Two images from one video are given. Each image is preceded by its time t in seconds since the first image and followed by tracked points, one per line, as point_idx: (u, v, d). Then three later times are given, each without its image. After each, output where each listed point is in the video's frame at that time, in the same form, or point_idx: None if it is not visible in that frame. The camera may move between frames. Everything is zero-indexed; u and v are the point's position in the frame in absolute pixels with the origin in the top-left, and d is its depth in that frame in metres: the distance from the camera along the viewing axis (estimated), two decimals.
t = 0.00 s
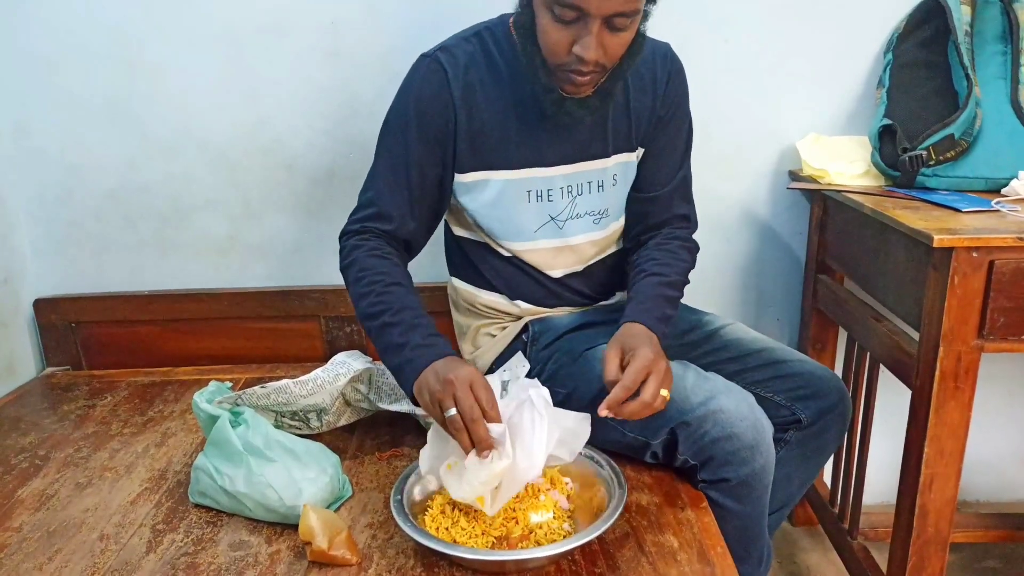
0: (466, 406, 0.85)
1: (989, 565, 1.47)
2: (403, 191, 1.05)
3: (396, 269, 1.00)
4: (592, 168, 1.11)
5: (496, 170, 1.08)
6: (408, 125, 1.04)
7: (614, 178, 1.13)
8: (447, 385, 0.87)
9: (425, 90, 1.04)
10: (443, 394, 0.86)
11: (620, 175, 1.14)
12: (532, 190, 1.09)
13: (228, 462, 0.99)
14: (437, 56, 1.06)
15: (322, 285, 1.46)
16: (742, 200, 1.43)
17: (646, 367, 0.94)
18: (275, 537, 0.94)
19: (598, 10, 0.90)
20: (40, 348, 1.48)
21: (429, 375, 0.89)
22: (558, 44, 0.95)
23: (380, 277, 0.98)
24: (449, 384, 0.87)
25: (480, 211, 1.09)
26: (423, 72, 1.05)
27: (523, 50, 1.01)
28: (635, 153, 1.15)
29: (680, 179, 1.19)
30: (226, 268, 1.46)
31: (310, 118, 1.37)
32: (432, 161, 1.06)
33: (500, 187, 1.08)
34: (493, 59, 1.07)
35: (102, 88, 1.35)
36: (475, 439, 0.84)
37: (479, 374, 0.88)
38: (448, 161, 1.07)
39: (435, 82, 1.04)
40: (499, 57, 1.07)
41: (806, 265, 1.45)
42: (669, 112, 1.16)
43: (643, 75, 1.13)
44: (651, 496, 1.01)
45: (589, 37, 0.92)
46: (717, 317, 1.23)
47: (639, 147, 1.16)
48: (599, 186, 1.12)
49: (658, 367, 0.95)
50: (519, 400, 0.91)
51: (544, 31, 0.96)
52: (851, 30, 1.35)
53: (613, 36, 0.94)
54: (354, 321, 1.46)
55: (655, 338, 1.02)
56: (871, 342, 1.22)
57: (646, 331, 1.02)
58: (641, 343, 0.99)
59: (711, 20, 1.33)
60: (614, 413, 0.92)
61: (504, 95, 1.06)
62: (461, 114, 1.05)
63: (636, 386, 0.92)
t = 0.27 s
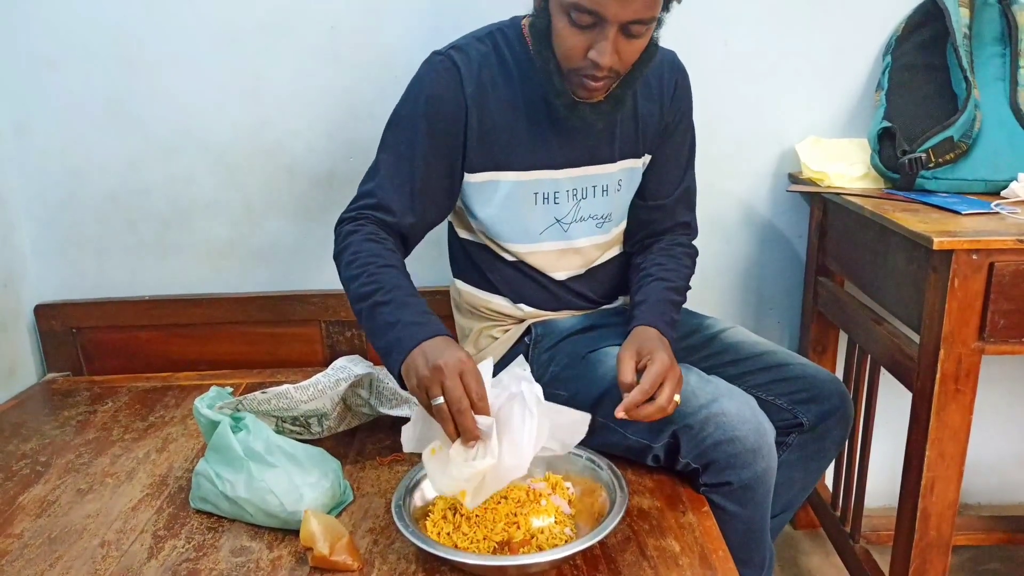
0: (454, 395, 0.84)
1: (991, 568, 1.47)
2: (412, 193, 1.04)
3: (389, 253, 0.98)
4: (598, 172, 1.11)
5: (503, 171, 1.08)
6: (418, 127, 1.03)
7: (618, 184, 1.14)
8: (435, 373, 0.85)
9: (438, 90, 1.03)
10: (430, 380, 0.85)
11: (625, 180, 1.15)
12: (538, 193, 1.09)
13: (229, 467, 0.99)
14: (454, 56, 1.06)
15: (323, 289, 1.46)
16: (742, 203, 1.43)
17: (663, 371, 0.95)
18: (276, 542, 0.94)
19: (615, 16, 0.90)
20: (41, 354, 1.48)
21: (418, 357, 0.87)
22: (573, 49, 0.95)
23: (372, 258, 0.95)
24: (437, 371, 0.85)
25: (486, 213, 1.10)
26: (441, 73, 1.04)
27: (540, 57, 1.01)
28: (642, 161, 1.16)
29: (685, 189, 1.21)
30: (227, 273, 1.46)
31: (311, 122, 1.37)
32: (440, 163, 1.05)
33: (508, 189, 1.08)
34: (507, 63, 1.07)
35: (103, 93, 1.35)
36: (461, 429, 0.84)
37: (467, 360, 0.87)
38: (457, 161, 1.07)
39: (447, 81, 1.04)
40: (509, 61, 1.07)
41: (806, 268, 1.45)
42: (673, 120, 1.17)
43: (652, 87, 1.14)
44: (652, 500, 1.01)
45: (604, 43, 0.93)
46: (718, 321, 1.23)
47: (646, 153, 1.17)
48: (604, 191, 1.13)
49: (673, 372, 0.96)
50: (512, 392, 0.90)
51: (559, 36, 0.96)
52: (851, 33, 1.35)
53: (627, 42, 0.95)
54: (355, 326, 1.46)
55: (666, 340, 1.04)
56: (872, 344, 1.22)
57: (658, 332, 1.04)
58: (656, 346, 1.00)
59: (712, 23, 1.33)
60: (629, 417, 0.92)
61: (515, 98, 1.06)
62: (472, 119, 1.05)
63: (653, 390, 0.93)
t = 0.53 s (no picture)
0: (460, 387, 0.84)
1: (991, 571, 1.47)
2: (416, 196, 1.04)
3: (397, 254, 0.98)
4: (601, 174, 1.11)
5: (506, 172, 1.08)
6: (426, 128, 1.03)
7: (621, 186, 1.14)
8: (438, 367, 0.85)
9: (444, 93, 1.04)
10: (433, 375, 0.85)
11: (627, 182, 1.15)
12: (540, 194, 1.09)
13: (228, 471, 0.99)
14: (456, 56, 1.06)
15: (322, 292, 1.46)
16: (742, 206, 1.44)
17: (664, 371, 0.95)
18: (276, 546, 0.94)
19: (618, 17, 0.91)
20: (40, 358, 1.48)
21: (423, 353, 0.88)
22: (576, 50, 0.96)
23: (381, 262, 0.96)
24: (441, 365, 0.85)
25: (487, 215, 1.10)
26: (446, 75, 1.04)
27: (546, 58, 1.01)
28: (644, 164, 1.16)
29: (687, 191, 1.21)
30: (227, 276, 1.46)
31: (311, 126, 1.37)
32: (447, 168, 1.05)
33: (510, 191, 1.08)
34: (510, 65, 1.07)
35: (103, 97, 1.35)
36: (469, 422, 0.84)
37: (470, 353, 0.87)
38: (461, 161, 1.06)
39: (453, 83, 1.04)
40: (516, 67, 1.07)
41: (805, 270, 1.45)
42: (672, 122, 1.17)
43: (656, 89, 1.14)
44: (652, 503, 1.01)
45: (607, 44, 0.93)
46: (718, 324, 1.23)
47: (648, 156, 1.17)
48: (607, 192, 1.12)
49: (673, 371, 0.96)
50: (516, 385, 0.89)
51: (562, 38, 0.97)
52: (850, 36, 1.35)
53: (630, 43, 0.95)
54: (354, 329, 1.46)
55: (668, 340, 1.04)
56: (871, 347, 1.22)
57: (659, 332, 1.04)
58: (656, 346, 0.99)
59: (712, 25, 1.33)
60: (630, 416, 0.92)
61: (521, 99, 1.06)
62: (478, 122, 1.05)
63: (654, 389, 0.93)
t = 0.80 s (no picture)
0: (441, 407, 0.84)
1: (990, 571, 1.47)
2: (416, 201, 1.04)
3: (401, 269, 0.98)
4: (601, 171, 1.11)
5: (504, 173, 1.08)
6: (425, 135, 1.04)
7: (621, 183, 1.14)
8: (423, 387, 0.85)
9: (441, 95, 1.04)
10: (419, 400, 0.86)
11: (627, 178, 1.14)
12: (540, 193, 1.09)
13: (227, 472, 0.99)
14: (450, 61, 1.06)
15: (321, 293, 1.46)
16: (741, 207, 1.44)
17: (647, 366, 0.95)
18: (274, 547, 0.94)
19: (605, 12, 0.91)
20: (38, 359, 1.47)
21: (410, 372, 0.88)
22: (565, 46, 0.96)
23: (382, 277, 0.96)
24: (424, 385, 0.85)
25: (486, 214, 1.10)
26: (441, 77, 1.05)
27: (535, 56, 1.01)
28: (643, 160, 1.16)
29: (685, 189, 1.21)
30: (225, 277, 1.46)
31: (309, 126, 1.37)
32: (449, 169, 1.06)
33: (509, 191, 1.09)
34: (506, 66, 1.07)
35: (102, 98, 1.35)
36: (457, 439, 0.84)
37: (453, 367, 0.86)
38: (462, 162, 1.07)
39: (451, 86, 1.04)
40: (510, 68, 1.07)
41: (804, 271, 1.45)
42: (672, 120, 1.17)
43: (649, 80, 1.14)
44: (651, 504, 1.01)
45: (595, 39, 0.93)
46: (716, 325, 1.23)
47: (647, 153, 1.16)
48: (607, 189, 1.12)
49: (656, 366, 0.96)
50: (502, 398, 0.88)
51: (551, 34, 0.97)
52: (849, 36, 1.35)
53: (618, 37, 0.95)
54: (353, 330, 1.46)
55: (656, 336, 1.04)
56: (870, 347, 1.22)
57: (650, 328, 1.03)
58: (639, 341, 1.00)
59: (711, 26, 1.33)
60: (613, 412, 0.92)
61: (517, 101, 1.06)
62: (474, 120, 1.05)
63: (637, 383, 0.93)
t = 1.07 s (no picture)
0: (379, 375, 0.89)
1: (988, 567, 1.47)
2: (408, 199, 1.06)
3: (386, 259, 1.02)
4: (595, 162, 1.11)
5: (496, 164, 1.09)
6: (414, 133, 1.06)
7: (615, 173, 1.13)
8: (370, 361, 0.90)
9: (428, 88, 1.06)
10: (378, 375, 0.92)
11: (622, 170, 1.13)
12: (535, 183, 1.09)
13: (226, 469, 0.98)
14: (441, 58, 1.08)
15: (319, 290, 1.46)
16: (740, 204, 1.43)
17: (582, 375, 0.92)
18: (273, 543, 0.94)
19: None
20: (36, 355, 1.47)
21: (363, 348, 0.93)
22: (552, 32, 0.97)
23: (363, 264, 1.00)
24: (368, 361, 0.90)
25: (481, 206, 1.11)
26: (429, 70, 1.07)
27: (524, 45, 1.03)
28: (637, 151, 1.15)
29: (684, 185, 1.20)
30: (223, 273, 1.45)
31: (308, 123, 1.37)
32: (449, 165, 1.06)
33: (504, 183, 1.09)
34: (500, 62, 1.07)
35: (100, 95, 1.35)
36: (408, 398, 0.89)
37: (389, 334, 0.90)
38: (454, 158, 1.08)
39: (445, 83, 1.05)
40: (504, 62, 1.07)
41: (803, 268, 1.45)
42: (664, 112, 1.16)
43: (642, 76, 1.13)
44: (650, 500, 1.01)
45: (580, 24, 0.94)
46: (715, 322, 1.23)
47: (638, 144, 1.15)
48: (600, 180, 1.12)
49: (593, 375, 0.93)
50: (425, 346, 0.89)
51: (539, 21, 0.98)
52: (849, 33, 1.35)
53: (604, 23, 0.96)
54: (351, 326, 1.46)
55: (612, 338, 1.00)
56: (868, 344, 1.22)
57: (606, 331, 1.00)
58: (582, 346, 0.96)
59: (710, 22, 1.33)
60: (552, 421, 0.93)
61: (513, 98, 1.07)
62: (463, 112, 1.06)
63: (568, 396, 0.91)
